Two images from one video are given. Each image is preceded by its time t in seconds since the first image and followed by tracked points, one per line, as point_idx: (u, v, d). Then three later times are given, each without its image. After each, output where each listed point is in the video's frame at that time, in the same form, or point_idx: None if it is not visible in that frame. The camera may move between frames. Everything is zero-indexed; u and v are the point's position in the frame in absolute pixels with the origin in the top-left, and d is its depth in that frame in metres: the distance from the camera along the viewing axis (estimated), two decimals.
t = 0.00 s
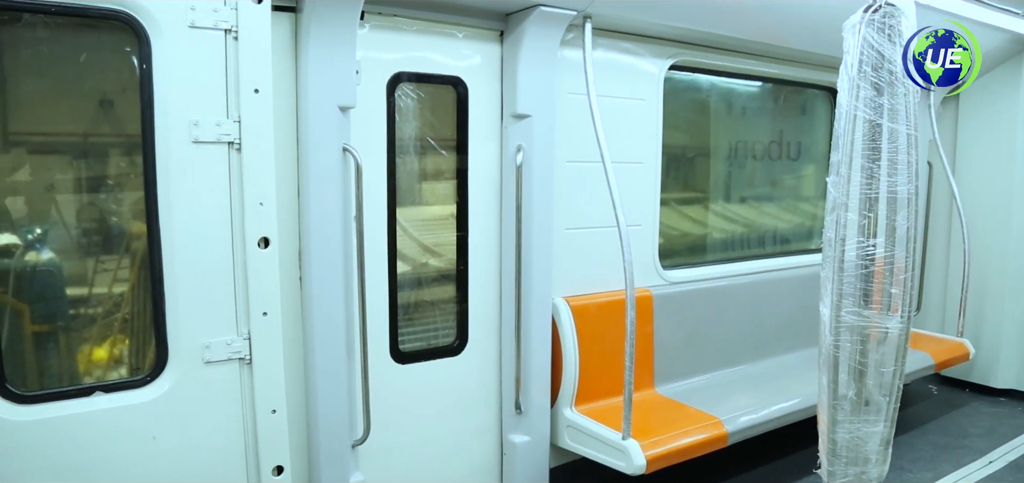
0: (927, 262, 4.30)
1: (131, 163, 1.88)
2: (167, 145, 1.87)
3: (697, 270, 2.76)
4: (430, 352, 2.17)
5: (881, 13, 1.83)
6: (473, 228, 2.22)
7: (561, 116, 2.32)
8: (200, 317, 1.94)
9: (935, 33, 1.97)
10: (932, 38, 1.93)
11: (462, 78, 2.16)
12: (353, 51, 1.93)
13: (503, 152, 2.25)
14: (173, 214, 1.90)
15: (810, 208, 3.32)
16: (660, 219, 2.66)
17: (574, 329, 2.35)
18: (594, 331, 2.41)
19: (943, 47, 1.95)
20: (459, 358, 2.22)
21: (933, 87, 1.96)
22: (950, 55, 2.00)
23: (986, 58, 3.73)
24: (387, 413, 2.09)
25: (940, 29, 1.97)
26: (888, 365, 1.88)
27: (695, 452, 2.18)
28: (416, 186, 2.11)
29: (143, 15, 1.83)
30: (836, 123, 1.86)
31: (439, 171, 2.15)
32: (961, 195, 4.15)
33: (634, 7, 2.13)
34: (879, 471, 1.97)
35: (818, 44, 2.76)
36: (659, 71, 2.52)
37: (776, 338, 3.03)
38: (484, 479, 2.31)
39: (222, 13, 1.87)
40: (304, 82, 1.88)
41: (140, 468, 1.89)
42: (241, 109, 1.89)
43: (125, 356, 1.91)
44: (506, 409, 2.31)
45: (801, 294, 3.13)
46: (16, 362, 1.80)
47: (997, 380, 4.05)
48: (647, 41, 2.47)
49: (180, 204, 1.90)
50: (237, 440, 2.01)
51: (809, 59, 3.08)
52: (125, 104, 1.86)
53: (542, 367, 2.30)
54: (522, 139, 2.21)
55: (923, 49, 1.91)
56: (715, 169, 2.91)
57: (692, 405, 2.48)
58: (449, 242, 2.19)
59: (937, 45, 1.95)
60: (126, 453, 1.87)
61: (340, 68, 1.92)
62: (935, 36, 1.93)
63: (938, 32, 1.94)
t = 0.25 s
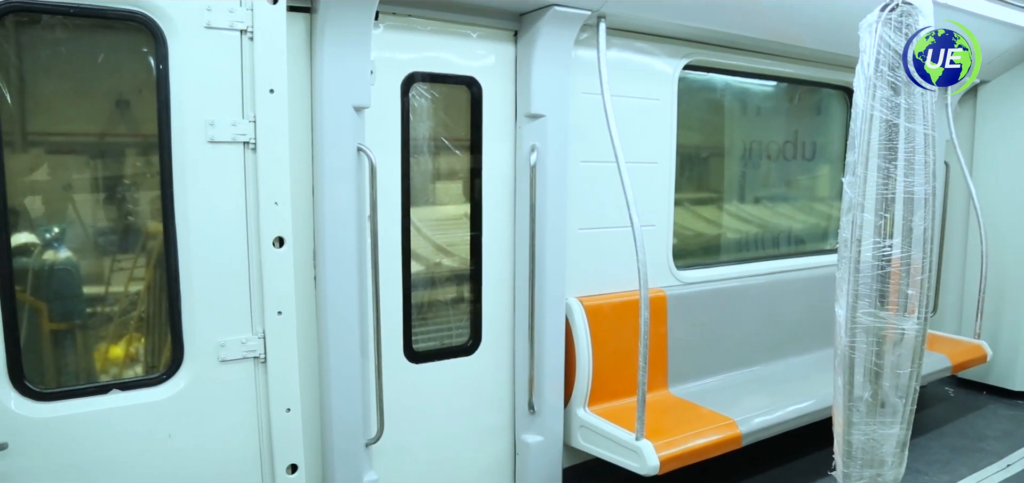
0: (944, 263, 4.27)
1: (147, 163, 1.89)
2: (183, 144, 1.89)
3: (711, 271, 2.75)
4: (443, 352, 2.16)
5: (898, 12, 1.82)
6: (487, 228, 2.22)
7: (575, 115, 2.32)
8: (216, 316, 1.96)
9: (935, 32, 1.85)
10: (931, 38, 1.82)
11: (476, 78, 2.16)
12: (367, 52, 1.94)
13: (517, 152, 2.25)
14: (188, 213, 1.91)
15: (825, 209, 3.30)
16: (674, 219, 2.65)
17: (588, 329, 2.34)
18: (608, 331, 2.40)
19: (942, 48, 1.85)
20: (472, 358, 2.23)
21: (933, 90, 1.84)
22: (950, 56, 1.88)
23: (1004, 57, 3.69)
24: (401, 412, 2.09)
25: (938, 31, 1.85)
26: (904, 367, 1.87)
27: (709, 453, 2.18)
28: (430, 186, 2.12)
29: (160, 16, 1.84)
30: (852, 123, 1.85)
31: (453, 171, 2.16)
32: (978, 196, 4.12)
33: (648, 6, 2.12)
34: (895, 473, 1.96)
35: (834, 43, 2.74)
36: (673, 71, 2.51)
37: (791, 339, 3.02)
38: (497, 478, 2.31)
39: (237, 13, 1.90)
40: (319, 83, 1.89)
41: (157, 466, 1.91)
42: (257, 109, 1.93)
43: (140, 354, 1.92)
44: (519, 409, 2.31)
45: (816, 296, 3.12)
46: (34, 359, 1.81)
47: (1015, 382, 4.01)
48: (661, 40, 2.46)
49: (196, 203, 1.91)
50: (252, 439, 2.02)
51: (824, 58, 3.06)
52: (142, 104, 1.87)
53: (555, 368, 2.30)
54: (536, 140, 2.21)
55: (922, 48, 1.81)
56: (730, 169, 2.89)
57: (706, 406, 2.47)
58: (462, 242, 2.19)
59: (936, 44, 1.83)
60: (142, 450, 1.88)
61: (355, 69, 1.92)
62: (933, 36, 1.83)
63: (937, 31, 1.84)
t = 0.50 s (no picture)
0: (959, 264, 4.23)
1: (161, 163, 1.91)
2: (198, 144, 1.90)
3: (724, 271, 2.74)
4: (456, 352, 2.17)
5: (915, 11, 1.79)
6: (500, 228, 2.23)
7: (588, 115, 2.32)
8: (230, 314, 1.97)
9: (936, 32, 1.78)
10: (932, 37, 1.76)
11: (489, 78, 2.16)
12: (382, 51, 1.94)
13: (530, 152, 2.25)
14: (203, 213, 1.92)
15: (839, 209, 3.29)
16: (687, 220, 2.64)
17: (600, 330, 2.34)
18: (620, 332, 2.40)
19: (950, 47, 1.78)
20: (484, 358, 2.23)
21: (938, 90, 1.78)
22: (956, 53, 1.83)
23: (1021, 56, 3.66)
24: (413, 411, 2.10)
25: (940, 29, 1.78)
26: (919, 369, 1.85)
27: (722, 454, 2.17)
28: (442, 185, 2.12)
29: (175, 17, 1.85)
30: (868, 123, 1.83)
31: (466, 171, 2.16)
32: (995, 196, 4.08)
33: (661, 6, 2.12)
34: (910, 476, 1.94)
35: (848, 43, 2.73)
36: (686, 71, 2.50)
37: (804, 340, 3.00)
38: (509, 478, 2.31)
39: (251, 14, 1.90)
40: (332, 83, 1.89)
41: (171, 463, 1.92)
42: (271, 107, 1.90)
43: (155, 353, 1.94)
44: (531, 409, 2.31)
45: (829, 297, 3.10)
46: (50, 358, 1.83)
47: None
48: (674, 40, 2.45)
49: (210, 202, 1.92)
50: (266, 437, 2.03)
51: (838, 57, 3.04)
52: (156, 104, 1.88)
53: (567, 368, 2.30)
54: (549, 139, 2.21)
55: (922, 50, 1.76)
56: (743, 169, 2.88)
57: (718, 407, 2.46)
58: (475, 242, 2.20)
59: (938, 44, 1.75)
60: (157, 448, 1.90)
61: (368, 69, 1.93)
62: (934, 35, 1.76)
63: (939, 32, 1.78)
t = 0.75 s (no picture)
0: (975, 265, 4.19)
1: (176, 163, 1.92)
2: (213, 144, 1.91)
3: (737, 272, 2.73)
4: (468, 351, 2.17)
5: (931, 10, 1.77)
6: (512, 228, 2.23)
7: (601, 115, 2.31)
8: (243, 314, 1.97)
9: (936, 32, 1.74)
10: (932, 37, 1.73)
11: (502, 78, 2.17)
12: (393, 52, 1.95)
13: (543, 151, 2.25)
14: (218, 212, 1.93)
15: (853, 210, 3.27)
16: (700, 220, 2.63)
17: (612, 330, 2.33)
18: (633, 332, 2.39)
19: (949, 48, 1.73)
20: (496, 358, 2.23)
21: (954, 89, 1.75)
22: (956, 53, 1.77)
23: None
24: (425, 411, 2.10)
25: (941, 29, 1.75)
26: (935, 370, 1.83)
27: (735, 455, 2.17)
28: (455, 185, 2.12)
29: (190, 18, 1.86)
30: (883, 122, 1.82)
31: (478, 170, 2.16)
32: (1012, 196, 4.04)
33: (675, 5, 2.11)
34: (925, 479, 1.91)
35: (862, 42, 2.71)
36: (700, 70, 2.49)
37: (818, 342, 2.99)
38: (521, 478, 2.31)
39: (265, 14, 1.91)
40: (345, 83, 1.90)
41: (185, 461, 1.93)
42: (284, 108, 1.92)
43: (169, 351, 1.96)
44: (543, 409, 2.31)
45: (843, 298, 3.08)
46: (66, 355, 1.84)
47: None
48: (687, 40, 2.44)
49: (224, 202, 1.93)
50: (278, 435, 2.03)
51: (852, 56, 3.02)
52: (171, 105, 1.90)
53: (579, 368, 2.30)
54: (561, 139, 2.20)
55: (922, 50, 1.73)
56: (756, 169, 2.87)
57: (731, 408, 2.45)
58: (487, 242, 2.20)
59: (940, 43, 1.72)
60: (171, 446, 1.91)
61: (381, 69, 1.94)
62: (935, 35, 1.73)
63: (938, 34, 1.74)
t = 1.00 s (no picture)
0: (992, 266, 4.15)
1: (190, 163, 1.93)
2: (227, 144, 1.92)
3: (751, 273, 2.71)
4: (481, 351, 2.18)
5: (947, 8, 1.75)
6: (525, 227, 2.23)
7: (614, 115, 2.31)
8: (258, 313, 1.98)
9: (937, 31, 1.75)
10: (932, 37, 1.73)
11: (515, 78, 2.17)
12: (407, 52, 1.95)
13: (556, 151, 2.25)
14: (233, 212, 1.94)
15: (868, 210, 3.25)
16: (713, 221, 2.63)
17: (625, 330, 2.33)
18: (646, 332, 2.39)
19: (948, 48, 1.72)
20: (509, 358, 2.23)
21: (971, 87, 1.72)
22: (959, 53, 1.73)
23: None
24: (437, 411, 2.11)
25: (942, 29, 1.74)
26: (951, 372, 1.80)
27: (748, 457, 2.17)
28: (468, 185, 2.13)
29: (205, 19, 1.87)
30: (899, 122, 1.80)
31: (491, 171, 2.16)
32: None
33: (688, 5, 2.11)
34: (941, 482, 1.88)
35: (877, 41, 2.69)
36: (713, 70, 2.49)
37: (832, 343, 2.97)
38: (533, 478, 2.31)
39: (280, 15, 1.92)
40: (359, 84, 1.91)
41: (200, 459, 1.94)
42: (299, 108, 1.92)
43: (183, 350, 1.97)
44: (555, 409, 2.31)
45: (857, 299, 3.06)
46: (82, 353, 1.86)
47: None
48: (700, 39, 2.44)
49: (239, 202, 1.94)
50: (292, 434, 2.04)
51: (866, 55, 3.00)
52: (186, 105, 1.91)
53: (592, 368, 2.30)
54: (574, 140, 2.20)
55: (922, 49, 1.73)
56: (769, 169, 2.86)
57: (744, 409, 2.45)
58: (499, 242, 2.20)
59: (940, 43, 1.72)
60: (186, 444, 1.92)
61: (395, 69, 1.94)
62: (935, 35, 1.73)
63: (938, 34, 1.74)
